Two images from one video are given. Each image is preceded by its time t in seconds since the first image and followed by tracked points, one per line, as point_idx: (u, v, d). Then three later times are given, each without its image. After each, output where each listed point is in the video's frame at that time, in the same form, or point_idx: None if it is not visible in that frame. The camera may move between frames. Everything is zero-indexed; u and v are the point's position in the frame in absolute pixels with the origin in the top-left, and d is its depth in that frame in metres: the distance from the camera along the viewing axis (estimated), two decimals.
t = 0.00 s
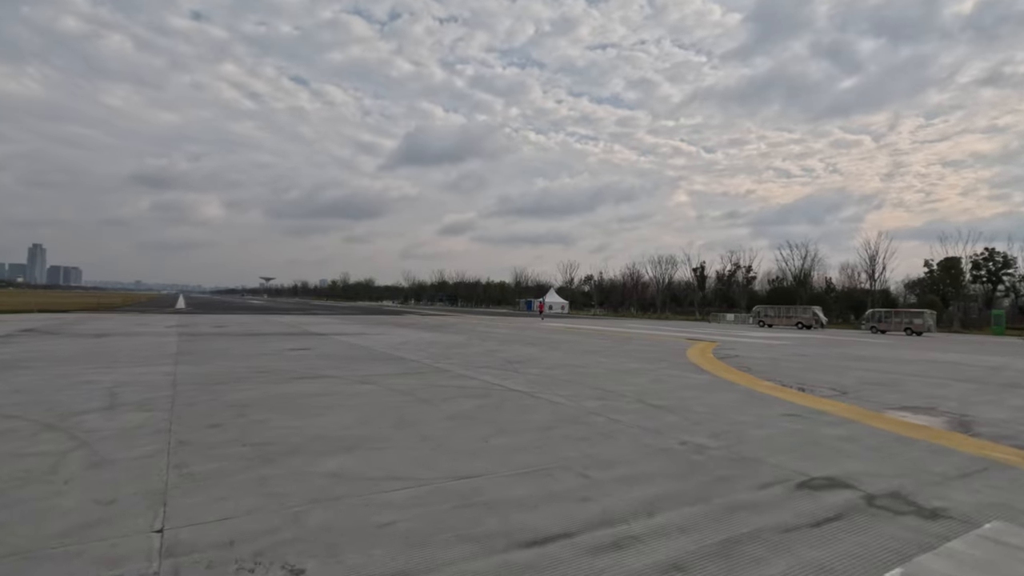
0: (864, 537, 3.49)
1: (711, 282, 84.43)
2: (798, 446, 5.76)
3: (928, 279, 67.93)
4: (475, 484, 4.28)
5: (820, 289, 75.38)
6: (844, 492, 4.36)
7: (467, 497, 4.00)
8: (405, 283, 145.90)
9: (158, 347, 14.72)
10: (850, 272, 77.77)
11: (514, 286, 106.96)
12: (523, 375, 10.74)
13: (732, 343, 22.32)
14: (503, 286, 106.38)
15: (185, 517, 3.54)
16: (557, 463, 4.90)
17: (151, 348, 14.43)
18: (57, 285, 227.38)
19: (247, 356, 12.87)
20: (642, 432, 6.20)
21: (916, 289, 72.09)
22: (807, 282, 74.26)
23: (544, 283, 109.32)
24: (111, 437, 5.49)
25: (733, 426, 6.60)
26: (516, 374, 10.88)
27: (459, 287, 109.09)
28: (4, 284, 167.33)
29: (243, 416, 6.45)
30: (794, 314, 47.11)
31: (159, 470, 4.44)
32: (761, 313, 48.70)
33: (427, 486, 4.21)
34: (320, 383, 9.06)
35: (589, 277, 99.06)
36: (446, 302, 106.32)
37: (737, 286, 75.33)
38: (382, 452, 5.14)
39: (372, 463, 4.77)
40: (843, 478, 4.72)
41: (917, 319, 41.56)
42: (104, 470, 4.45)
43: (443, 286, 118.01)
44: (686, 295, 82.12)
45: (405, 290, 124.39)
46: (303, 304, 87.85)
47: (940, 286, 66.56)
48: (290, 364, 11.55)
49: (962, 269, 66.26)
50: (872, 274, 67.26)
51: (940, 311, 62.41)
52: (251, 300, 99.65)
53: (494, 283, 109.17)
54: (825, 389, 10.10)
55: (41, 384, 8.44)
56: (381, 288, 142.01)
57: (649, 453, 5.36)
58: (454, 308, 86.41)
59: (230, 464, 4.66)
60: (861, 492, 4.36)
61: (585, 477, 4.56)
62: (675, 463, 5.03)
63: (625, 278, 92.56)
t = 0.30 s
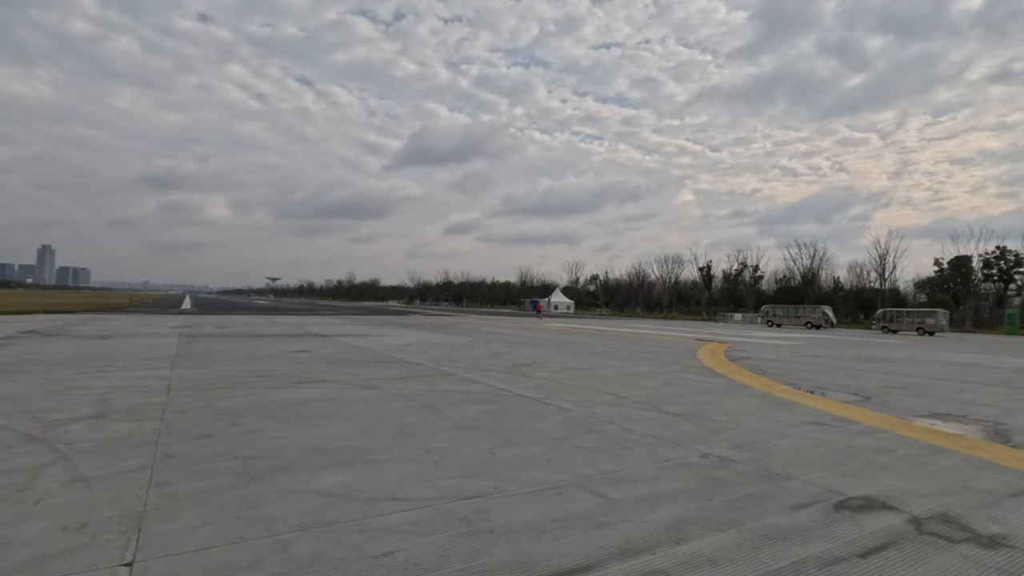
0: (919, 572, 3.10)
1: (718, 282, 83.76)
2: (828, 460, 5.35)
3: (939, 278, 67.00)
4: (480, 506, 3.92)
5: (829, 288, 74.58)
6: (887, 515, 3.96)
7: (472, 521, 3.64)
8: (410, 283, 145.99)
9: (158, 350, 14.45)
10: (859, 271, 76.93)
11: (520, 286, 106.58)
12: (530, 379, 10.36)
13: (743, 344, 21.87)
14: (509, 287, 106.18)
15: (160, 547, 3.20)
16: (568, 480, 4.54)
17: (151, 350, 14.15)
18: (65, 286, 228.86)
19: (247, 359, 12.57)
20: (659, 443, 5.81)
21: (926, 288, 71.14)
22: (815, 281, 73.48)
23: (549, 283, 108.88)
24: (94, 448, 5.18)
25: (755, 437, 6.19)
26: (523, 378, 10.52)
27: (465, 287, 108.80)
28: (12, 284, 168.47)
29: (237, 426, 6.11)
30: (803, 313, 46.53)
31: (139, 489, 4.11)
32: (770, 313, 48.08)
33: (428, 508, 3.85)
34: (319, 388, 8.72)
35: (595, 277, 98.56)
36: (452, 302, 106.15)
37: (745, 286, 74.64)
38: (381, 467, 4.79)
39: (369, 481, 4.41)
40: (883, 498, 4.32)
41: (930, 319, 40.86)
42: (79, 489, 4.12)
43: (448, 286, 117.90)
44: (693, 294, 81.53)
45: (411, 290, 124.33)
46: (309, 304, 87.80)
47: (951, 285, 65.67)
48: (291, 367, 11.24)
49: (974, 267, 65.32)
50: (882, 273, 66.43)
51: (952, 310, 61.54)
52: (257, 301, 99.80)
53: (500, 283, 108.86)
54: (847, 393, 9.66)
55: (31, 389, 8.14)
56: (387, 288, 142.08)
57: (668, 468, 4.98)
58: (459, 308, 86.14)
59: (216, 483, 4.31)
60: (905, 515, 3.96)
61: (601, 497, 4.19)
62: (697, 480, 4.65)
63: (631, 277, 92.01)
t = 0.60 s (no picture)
0: None
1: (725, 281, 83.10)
2: (861, 470, 4.94)
3: (948, 277, 66.12)
4: (484, 524, 3.54)
5: (837, 287, 73.83)
6: (937, 534, 3.55)
7: (474, 542, 3.25)
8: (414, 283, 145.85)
9: (155, 350, 14.16)
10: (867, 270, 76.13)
11: (524, 286, 106.20)
12: (536, 380, 9.98)
13: (753, 344, 21.35)
14: (513, 287, 105.86)
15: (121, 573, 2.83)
16: (580, 493, 4.15)
17: (148, 351, 13.85)
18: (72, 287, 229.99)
19: (245, 359, 12.25)
20: (675, 450, 5.42)
21: (936, 287, 70.27)
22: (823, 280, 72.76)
23: (554, 283, 108.43)
24: (70, 456, 4.83)
25: (778, 443, 5.78)
26: (529, 379, 10.14)
27: (469, 287, 108.49)
28: (22, 285, 169.61)
29: (225, 431, 5.75)
30: (811, 313, 45.96)
31: (109, 504, 3.76)
32: (778, 312, 47.49)
33: (424, 527, 3.47)
34: (315, 390, 8.36)
35: (600, 276, 98.07)
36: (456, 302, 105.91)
37: (752, 285, 73.99)
38: (376, 478, 4.41)
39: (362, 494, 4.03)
40: (928, 514, 3.91)
41: (942, 318, 40.19)
42: (43, 503, 3.77)
43: (452, 286, 117.65)
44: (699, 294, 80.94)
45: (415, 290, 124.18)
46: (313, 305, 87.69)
47: (961, 284, 64.83)
48: (289, 368, 10.89)
49: (984, 266, 64.42)
50: (891, 272, 65.62)
51: (962, 309, 60.72)
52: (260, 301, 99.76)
53: (504, 283, 108.51)
54: (869, 395, 9.21)
55: (16, 391, 7.83)
56: (391, 288, 142.04)
57: (689, 478, 4.58)
58: (463, 308, 85.85)
59: (194, 496, 3.95)
60: (957, 534, 3.56)
61: (617, 513, 3.79)
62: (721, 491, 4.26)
63: (637, 277, 91.47)
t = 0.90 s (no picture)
0: None
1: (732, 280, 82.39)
2: (903, 487, 4.53)
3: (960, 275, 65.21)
4: (493, 555, 3.17)
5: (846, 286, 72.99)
6: (1004, 567, 3.15)
7: None
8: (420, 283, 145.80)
9: (155, 353, 13.89)
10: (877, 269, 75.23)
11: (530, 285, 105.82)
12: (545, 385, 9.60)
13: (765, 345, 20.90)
14: (519, 287, 105.55)
15: None
16: (599, 515, 3.77)
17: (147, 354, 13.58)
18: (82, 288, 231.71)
19: (245, 363, 11.95)
20: (698, 464, 5.04)
21: (948, 285, 69.30)
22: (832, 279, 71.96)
23: (559, 283, 108.01)
24: (48, 472, 4.50)
25: (808, 455, 5.38)
26: (538, 383, 9.76)
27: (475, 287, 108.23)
28: (30, 287, 170.82)
29: (216, 443, 5.41)
30: (821, 312, 45.33)
31: (79, 531, 3.41)
32: (788, 312, 46.89)
33: (428, 557, 3.11)
34: (315, 396, 8.03)
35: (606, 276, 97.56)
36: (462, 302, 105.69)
37: (760, 284, 73.29)
38: (375, 498, 4.06)
39: (360, 518, 3.68)
40: (988, 540, 3.51)
41: (955, 318, 39.47)
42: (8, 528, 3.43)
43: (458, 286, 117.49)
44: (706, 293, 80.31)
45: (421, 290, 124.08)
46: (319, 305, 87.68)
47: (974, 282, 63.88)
48: (289, 372, 10.57)
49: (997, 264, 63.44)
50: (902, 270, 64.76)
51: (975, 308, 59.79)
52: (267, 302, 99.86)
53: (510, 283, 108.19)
54: (896, 400, 8.76)
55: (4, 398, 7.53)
56: (397, 288, 142.02)
57: (716, 497, 4.19)
58: (469, 308, 85.58)
59: (175, 520, 3.60)
60: None
61: (641, 540, 3.42)
62: (754, 513, 3.87)
63: (643, 276, 90.91)
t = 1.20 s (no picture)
0: None
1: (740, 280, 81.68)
2: (957, 506, 4.13)
3: (973, 274, 64.21)
4: None
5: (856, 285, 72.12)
6: None
7: None
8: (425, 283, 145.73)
9: (156, 355, 13.60)
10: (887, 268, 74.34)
11: (536, 285, 105.42)
12: (556, 389, 9.22)
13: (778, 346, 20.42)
14: (525, 287, 105.33)
15: None
16: (626, 540, 3.41)
17: (148, 356, 13.28)
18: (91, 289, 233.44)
19: (247, 366, 11.63)
20: (728, 479, 4.65)
21: (960, 285, 68.35)
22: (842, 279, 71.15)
23: (566, 283, 107.61)
24: (26, 488, 4.18)
25: (845, 469, 4.97)
26: (548, 387, 9.38)
27: (481, 288, 108.04)
28: (40, 288, 172.24)
29: (210, 454, 5.07)
30: (832, 312, 44.72)
31: (50, 559, 3.07)
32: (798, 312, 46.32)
33: None
34: (317, 402, 7.68)
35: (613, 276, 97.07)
36: (468, 302, 105.50)
37: (768, 284, 72.56)
38: (378, 519, 3.70)
39: (360, 544, 3.31)
40: None
41: (970, 317, 38.76)
42: None
43: (463, 287, 117.37)
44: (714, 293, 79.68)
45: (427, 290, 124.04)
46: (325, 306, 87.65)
47: (987, 281, 62.95)
48: (291, 375, 10.24)
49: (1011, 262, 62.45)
50: (913, 269, 63.88)
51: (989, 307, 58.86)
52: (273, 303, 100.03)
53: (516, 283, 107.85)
54: (926, 406, 8.31)
55: None
56: (403, 289, 142.14)
57: (753, 518, 3.80)
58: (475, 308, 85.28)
59: (157, 547, 3.25)
60: None
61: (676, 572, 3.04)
62: (798, 538, 3.48)
63: (650, 276, 90.34)
